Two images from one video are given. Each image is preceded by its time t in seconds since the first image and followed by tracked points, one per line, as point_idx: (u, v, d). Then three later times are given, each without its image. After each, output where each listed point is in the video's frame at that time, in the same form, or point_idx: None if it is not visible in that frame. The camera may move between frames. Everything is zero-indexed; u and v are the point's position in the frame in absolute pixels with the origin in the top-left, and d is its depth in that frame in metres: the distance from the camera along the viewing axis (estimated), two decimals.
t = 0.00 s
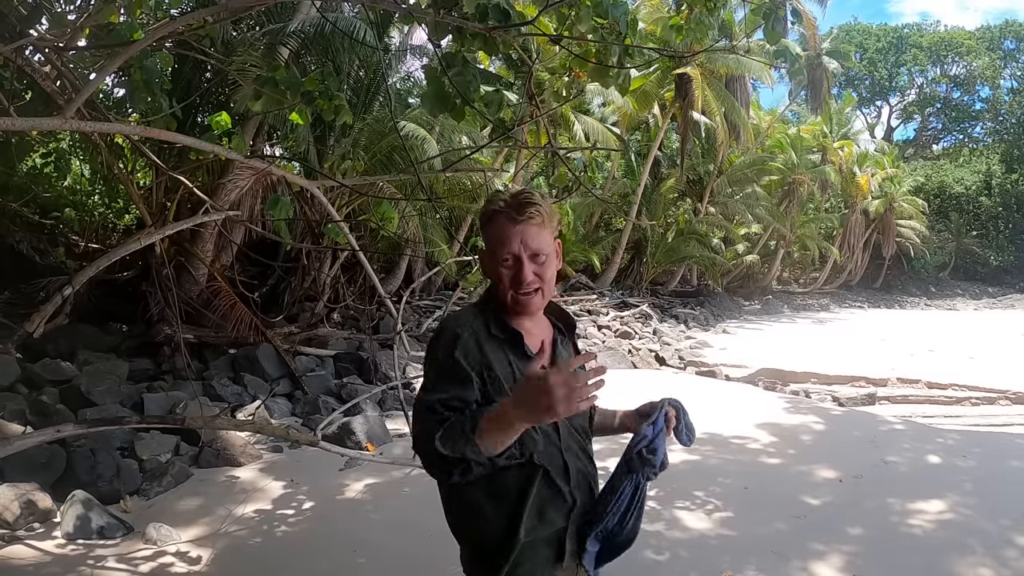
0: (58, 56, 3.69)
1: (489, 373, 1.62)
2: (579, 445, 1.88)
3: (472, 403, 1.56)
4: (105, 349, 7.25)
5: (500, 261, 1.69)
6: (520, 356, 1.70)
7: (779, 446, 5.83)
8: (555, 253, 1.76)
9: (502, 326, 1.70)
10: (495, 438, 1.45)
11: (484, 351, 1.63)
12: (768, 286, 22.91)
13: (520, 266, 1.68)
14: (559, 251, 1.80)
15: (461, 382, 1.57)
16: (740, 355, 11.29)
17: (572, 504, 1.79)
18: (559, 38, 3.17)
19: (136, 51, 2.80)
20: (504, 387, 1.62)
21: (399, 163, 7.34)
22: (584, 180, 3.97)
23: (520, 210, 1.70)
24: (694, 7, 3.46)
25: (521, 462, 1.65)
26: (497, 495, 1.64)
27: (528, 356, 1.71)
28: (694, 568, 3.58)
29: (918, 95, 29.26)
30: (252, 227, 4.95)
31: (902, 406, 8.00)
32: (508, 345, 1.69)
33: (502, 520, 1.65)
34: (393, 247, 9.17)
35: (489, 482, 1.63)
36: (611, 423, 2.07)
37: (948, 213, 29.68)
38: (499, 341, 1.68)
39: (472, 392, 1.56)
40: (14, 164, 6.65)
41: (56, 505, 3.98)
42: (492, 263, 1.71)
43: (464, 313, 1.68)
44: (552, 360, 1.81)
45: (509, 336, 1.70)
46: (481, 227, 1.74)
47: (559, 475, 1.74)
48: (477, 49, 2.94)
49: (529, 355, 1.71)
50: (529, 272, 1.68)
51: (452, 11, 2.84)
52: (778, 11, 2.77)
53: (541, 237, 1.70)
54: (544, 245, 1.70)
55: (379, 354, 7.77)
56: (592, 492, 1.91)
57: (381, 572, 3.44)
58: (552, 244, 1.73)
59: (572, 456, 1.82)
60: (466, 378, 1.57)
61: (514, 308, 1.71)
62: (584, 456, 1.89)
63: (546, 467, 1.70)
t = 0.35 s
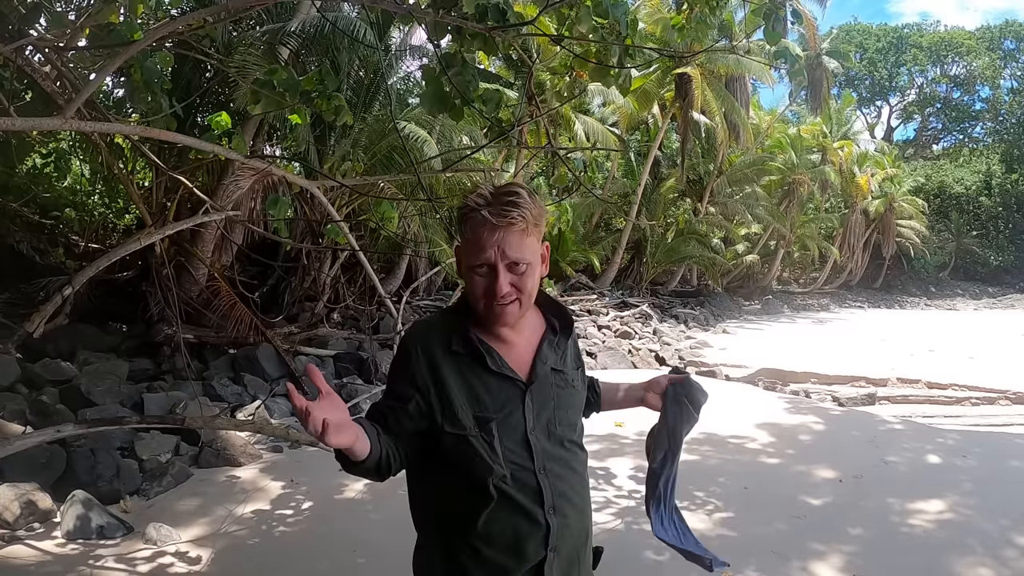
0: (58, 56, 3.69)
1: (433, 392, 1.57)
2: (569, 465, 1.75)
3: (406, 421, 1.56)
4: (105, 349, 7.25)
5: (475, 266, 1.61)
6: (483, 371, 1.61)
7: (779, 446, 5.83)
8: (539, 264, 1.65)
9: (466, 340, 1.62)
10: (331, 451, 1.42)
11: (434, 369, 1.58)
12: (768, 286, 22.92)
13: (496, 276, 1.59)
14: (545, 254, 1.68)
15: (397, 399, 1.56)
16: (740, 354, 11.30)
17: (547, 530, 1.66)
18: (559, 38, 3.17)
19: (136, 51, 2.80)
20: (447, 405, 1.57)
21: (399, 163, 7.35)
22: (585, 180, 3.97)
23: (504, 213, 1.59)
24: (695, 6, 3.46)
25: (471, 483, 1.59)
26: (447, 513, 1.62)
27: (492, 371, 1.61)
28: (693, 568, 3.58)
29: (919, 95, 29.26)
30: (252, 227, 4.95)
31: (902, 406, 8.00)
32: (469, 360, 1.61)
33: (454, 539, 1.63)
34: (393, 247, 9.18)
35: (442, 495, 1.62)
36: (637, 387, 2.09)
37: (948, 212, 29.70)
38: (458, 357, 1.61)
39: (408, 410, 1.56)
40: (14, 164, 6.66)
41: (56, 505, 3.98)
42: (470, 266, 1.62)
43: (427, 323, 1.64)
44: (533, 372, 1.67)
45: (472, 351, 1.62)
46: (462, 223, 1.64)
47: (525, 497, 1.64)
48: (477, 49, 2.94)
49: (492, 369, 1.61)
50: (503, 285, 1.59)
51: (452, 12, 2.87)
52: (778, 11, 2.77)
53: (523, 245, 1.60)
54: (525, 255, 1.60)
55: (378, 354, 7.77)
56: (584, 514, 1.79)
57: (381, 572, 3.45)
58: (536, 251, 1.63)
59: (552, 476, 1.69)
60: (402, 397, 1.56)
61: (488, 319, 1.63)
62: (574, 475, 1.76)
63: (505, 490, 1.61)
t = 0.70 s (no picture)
0: (58, 56, 3.69)
1: (429, 391, 1.59)
2: (567, 475, 1.71)
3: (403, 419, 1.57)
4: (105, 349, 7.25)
5: (468, 259, 1.61)
6: (479, 371, 1.62)
7: (779, 446, 5.83)
8: (535, 253, 1.65)
9: (462, 340, 1.63)
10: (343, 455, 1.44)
11: (431, 369, 1.59)
12: (768, 286, 22.90)
13: (489, 265, 1.59)
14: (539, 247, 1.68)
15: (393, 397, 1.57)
16: (740, 355, 11.29)
17: (536, 541, 1.63)
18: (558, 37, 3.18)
19: (136, 51, 2.80)
20: (441, 405, 1.59)
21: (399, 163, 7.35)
22: (585, 180, 3.97)
23: (494, 203, 1.59)
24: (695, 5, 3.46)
25: (458, 485, 1.59)
26: (430, 511, 1.64)
27: (490, 371, 1.61)
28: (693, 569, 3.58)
29: (919, 95, 29.26)
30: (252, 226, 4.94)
31: (902, 406, 8.00)
32: (467, 358, 1.62)
33: (433, 537, 1.64)
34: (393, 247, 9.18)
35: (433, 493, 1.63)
36: (647, 394, 1.96)
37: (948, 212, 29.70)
38: (454, 356, 1.62)
39: (405, 408, 1.57)
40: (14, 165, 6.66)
41: (56, 505, 3.98)
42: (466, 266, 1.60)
43: (423, 321, 1.65)
44: (533, 375, 1.66)
45: (468, 349, 1.62)
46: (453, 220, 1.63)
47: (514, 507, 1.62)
48: (475, 50, 2.94)
49: (488, 369, 1.61)
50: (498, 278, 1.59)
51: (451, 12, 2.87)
52: (776, 10, 2.77)
53: (517, 234, 1.60)
54: (520, 244, 1.60)
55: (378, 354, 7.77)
56: (581, 528, 1.75)
57: (380, 572, 3.45)
58: (530, 241, 1.63)
59: (546, 486, 1.66)
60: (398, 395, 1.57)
61: (485, 311, 1.63)
62: (572, 487, 1.72)
63: (493, 496, 1.60)
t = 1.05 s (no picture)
0: (59, 57, 3.70)
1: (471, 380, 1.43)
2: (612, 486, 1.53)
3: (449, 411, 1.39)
4: (105, 349, 7.25)
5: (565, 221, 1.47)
6: (520, 360, 1.48)
7: (779, 446, 5.83)
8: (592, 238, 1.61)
9: (505, 325, 1.50)
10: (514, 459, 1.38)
11: (473, 355, 1.44)
12: (768, 286, 22.93)
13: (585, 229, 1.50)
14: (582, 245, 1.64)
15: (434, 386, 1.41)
16: (740, 354, 11.30)
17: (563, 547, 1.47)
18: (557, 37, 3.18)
19: (136, 51, 2.81)
20: (483, 396, 1.43)
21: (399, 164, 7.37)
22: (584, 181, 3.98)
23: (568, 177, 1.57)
24: (694, 6, 3.47)
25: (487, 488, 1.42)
26: (473, 529, 1.47)
27: (530, 362, 1.47)
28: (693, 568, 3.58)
29: (919, 95, 29.26)
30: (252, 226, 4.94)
31: (902, 406, 8.01)
32: (509, 346, 1.48)
33: (473, 557, 1.46)
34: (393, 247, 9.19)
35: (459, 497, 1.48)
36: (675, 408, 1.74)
37: (948, 212, 29.72)
38: (496, 342, 1.49)
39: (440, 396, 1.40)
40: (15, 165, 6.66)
41: (56, 505, 3.98)
42: (548, 224, 1.47)
43: (465, 308, 1.51)
44: (572, 371, 1.51)
45: (511, 337, 1.49)
46: (521, 192, 1.52)
47: (565, 523, 1.47)
48: (474, 50, 2.94)
49: (529, 360, 1.47)
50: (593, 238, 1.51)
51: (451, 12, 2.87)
52: (776, 10, 2.77)
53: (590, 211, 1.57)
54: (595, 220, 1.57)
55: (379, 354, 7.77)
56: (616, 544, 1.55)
57: (380, 572, 3.45)
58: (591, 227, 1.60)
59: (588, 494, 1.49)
60: (444, 383, 1.39)
61: (568, 280, 1.47)
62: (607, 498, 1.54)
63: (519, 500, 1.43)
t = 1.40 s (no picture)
0: (58, 57, 3.70)
1: (513, 380, 1.55)
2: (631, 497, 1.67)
3: (493, 411, 1.51)
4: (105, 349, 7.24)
5: (633, 253, 1.56)
6: (559, 365, 1.60)
7: (779, 446, 5.83)
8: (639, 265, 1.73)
9: (548, 328, 1.62)
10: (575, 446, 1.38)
11: (518, 357, 1.56)
12: (768, 286, 22.90)
13: (648, 263, 1.59)
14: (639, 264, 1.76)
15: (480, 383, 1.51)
16: (740, 355, 11.29)
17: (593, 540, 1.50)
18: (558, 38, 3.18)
19: (136, 51, 2.81)
20: (524, 397, 1.54)
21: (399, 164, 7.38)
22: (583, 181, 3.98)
23: (647, 202, 1.64)
24: (693, 6, 3.46)
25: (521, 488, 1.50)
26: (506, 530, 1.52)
27: (569, 367, 1.60)
28: (693, 569, 3.58)
29: (919, 95, 29.25)
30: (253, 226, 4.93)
31: (902, 406, 8.00)
32: (549, 349, 1.60)
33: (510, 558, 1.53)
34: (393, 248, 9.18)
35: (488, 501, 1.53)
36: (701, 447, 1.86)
37: (948, 213, 29.70)
38: (537, 345, 1.60)
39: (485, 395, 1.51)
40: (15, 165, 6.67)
41: (56, 505, 3.98)
42: (616, 248, 1.56)
43: (514, 308, 1.63)
44: (605, 381, 1.65)
45: (552, 341, 1.61)
46: (600, 207, 1.60)
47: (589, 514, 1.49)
48: (475, 50, 2.94)
49: (568, 365, 1.59)
50: (651, 271, 1.59)
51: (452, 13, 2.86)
52: (778, 10, 2.77)
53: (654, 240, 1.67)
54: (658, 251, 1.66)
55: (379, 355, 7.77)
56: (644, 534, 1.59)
57: (380, 572, 3.45)
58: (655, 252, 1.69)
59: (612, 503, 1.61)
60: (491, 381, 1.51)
61: (618, 307, 1.58)
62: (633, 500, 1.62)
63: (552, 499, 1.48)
